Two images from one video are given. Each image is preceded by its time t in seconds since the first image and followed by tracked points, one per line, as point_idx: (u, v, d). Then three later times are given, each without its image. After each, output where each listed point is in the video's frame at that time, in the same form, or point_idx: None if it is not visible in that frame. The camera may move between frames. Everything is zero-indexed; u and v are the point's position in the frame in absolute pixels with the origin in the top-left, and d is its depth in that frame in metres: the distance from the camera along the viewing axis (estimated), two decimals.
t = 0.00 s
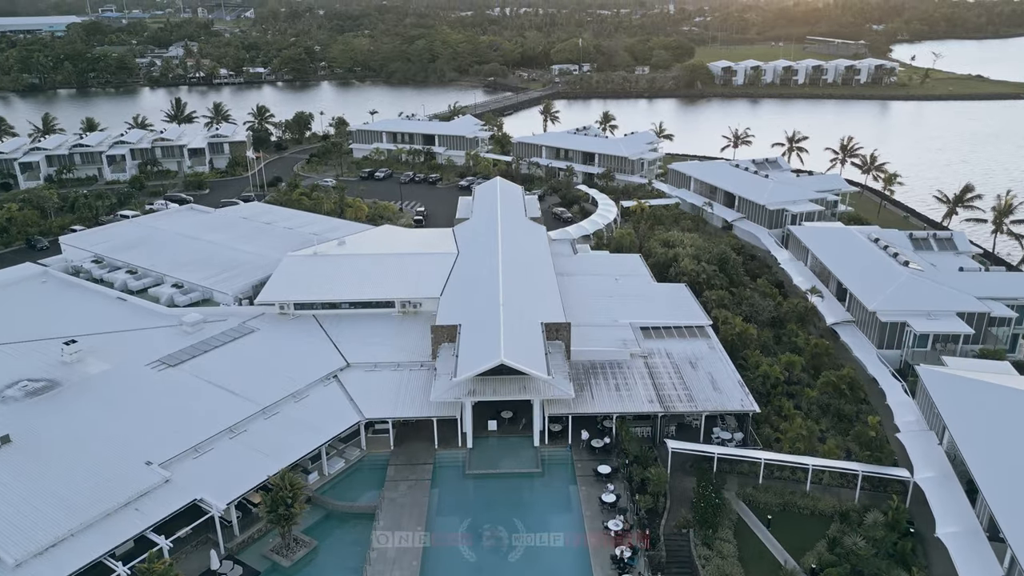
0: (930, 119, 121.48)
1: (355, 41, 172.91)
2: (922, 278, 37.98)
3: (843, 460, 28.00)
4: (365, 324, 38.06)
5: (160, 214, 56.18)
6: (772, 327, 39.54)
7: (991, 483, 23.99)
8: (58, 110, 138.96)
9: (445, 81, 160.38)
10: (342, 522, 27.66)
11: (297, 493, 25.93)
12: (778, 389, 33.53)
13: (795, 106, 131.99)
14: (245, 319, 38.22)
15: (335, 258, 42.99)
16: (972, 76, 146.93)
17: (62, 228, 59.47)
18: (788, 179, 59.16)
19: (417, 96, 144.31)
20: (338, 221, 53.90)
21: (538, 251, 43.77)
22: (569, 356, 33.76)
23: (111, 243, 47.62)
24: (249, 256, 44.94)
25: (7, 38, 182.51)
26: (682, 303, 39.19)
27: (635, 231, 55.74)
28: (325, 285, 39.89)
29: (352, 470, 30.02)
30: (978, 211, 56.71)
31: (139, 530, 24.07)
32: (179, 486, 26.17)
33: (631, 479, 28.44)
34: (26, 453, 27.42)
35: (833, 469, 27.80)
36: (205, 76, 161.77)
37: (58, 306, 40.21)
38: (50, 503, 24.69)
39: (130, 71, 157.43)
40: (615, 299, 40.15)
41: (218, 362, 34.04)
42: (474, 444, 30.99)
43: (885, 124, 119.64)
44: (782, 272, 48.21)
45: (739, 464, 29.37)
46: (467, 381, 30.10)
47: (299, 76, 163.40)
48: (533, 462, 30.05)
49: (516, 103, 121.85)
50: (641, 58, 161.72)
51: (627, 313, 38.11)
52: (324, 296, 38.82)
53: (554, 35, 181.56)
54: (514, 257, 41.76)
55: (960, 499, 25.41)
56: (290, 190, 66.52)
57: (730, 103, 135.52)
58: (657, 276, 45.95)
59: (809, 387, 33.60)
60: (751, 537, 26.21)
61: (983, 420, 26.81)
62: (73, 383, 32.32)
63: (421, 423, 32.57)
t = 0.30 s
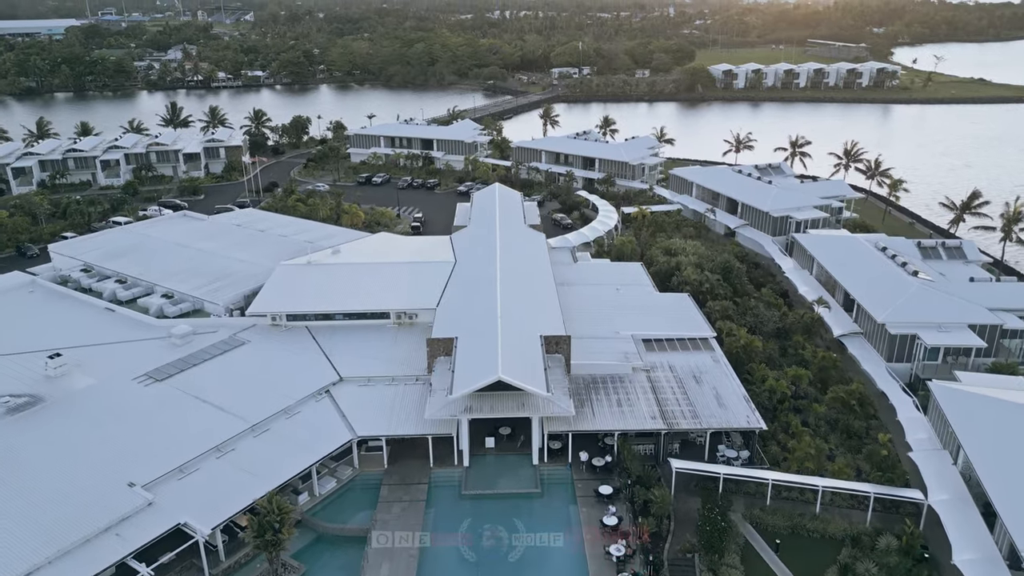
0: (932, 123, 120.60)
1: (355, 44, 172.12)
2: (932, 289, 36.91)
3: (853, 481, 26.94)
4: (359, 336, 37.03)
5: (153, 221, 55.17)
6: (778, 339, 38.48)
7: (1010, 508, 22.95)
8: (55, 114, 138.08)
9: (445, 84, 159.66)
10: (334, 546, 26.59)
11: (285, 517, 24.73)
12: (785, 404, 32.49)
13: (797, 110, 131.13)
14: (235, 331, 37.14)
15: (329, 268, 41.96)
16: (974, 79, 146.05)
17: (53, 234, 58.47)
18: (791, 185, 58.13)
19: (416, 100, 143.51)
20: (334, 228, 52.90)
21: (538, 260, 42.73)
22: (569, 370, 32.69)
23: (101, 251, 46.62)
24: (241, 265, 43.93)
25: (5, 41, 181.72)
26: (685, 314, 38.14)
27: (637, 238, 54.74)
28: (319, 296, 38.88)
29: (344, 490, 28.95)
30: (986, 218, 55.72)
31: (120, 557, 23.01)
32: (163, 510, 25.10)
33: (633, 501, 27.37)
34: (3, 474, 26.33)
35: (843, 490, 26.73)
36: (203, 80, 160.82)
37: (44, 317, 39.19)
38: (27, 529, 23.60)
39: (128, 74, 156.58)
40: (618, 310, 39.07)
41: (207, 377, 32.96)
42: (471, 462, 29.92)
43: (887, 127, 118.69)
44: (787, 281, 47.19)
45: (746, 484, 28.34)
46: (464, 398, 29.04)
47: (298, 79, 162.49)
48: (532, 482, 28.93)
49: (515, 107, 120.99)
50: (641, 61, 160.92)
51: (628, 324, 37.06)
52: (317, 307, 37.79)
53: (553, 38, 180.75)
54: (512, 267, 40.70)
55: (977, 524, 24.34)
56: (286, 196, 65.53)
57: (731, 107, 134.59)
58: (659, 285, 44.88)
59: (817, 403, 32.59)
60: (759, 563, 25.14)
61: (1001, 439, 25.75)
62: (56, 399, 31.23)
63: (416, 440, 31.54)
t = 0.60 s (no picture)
0: (935, 127, 119.60)
1: (353, 48, 171.24)
2: (944, 301, 35.72)
3: (866, 506, 25.79)
4: (352, 349, 35.83)
5: (144, 228, 54.04)
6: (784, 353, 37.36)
7: None
8: (52, 118, 137.11)
9: (444, 88, 158.86)
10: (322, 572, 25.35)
11: (271, 546, 23.78)
12: (792, 422, 31.39)
13: (798, 114, 130.19)
14: (224, 345, 35.99)
15: (323, 278, 40.82)
16: (977, 83, 145.06)
17: (42, 242, 57.36)
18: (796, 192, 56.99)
19: (415, 103, 142.62)
20: (329, 236, 51.86)
21: (537, 270, 41.59)
22: (569, 387, 31.51)
23: (90, 261, 45.49)
24: (233, 275, 42.79)
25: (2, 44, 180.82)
26: (688, 327, 36.97)
27: (638, 246, 53.65)
28: (311, 308, 37.72)
29: (335, 513, 27.81)
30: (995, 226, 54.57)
31: None
32: (144, 537, 23.90)
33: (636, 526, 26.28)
34: None
35: (855, 516, 25.57)
36: (201, 84, 159.97)
37: (29, 329, 38.06)
38: None
39: (126, 78, 155.81)
40: (619, 322, 37.92)
41: (194, 394, 31.82)
42: (467, 484, 28.78)
43: (890, 131, 117.74)
44: (792, 291, 46.04)
45: (754, 507, 27.23)
46: (459, 418, 27.90)
47: (296, 83, 161.68)
48: (531, 506, 27.74)
49: (515, 111, 120.00)
50: (642, 65, 160.04)
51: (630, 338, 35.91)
52: (309, 320, 36.64)
53: (553, 41, 179.92)
54: (510, 278, 39.57)
55: (998, 553, 23.17)
56: (281, 202, 64.45)
57: (732, 111, 133.64)
58: (662, 296, 43.74)
59: (826, 420, 31.46)
60: None
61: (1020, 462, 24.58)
62: (37, 418, 30.07)
63: (410, 460, 30.38)
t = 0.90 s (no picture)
0: (937, 131, 118.60)
1: (352, 51, 170.37)
2: (956, 314, 34.63)
3: (880, 533, 24.64)
4: (345, 364, 34.69)
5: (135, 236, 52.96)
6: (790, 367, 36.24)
7: None
8: (48, 121, 136.16)
9: (443, 92, 158.10)
10: None
11: None
12: (801, 440, 30.26)
13: (800, 118, 129.26)
14: (212, 360, 34.85)
15: (316, 289, 39.72)
16: (979, 87, 144.14)
17: (32, 250, 56.27)
18: (800, 198, 55.91)
19: (414, 108, 141.70)
20: (324, 244, 50.82)
21: (536, 281, 40.50)
22: (569, 404, 30.40)
23: (78, 270, 44.41)
24: (224, 286, 41.69)
25: None
26: (691, 339, 35.85)
27: (639, 254, 52.60)
28: (303, 320, 36.60)
29: (324, 537, 26.71)
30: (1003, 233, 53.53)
31: None
32: (123, 566, 22.73)
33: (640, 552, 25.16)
34: None
35: (868, 543, 24.43)
36: (199, 87, 159.27)
37: (12, 342, 36.94)
38: None
39: (123, 81, 154.90)
40: (620, 334, 36.80)
41: (180, 411, 30.71)
42: (463, 507, 27.63)
43: (892, 136, 116.75)
44: (798, 301, 44.95)
45: (761, 532, 26.12)
46: (454, 439, 26.80)
47: (294, 86, 160.74)
48: (529, 529, 26.63)
49: (515, 115, 119.07)
50: (642, 68, 159.23)
51: (631, 351, 34.80)
52: (300, 333, 35.53)
53: (553, 45, 179.01)
54: (509, 288, 38.50)
55: None
56: (276, 209, 63.36)
57: (733, 115, 132.68)
58: (664, 307, 42.60)
59: (835, 438, 30.38)
60: None
61: None
62: (16, 436, 28.89)
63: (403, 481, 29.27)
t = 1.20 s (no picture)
0: (940, 135, 117.63)
1: (351, 54, 169.53)
2: (969, 327, 33.48)
3: (895, 562, 23.51)
4: (337, 378, 33.51)
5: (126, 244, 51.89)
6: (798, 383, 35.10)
7: None
8: (44, 126, 135.17)
9: (442, 95, 157.27)
10: None
11: None
12: (810, 460, 29.17)
13: (801, 122, 128.29)
14: (200, 374, 33.69)
15: (309, 300, 38.58)
16: (982, 90, 143.19)
17: (21, 258, 55.19)
18: (805, 205, 54.77)
19: (413, 112, 140.79)
20: (319, 252, 49.76)
21: (536, 293, 39.38)
22: (569, 422, 29.28)
23: (66, 280, 43.33)
24: (215, 296, 40.57)
25: None
26: (695, 353, 34.71)
27: (641, 262, 51.53)
28: (295, 333, 35.39)
29: (314, 563, 25.58)
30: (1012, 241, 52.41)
31: None
32: None
33: None
34: None
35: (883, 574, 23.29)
36: (197, 91, 158.50)
37: None
38: None
39: (120, 85, 154.12)
40: (623, 348, 35.64)
41: (165, 430, 29.55)
42: (458, 531, 26.52)
43: (895, 140, 115.81)
44: (804, 312, 43.84)
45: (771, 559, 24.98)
46: (449, 461, 25.67)
47: (293, 90, 159.91)
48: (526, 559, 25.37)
49: (514, 119, 118.15)
50: (642, 72, 158.46)
51: (633, 365, 33.66)
52: (291, 347, 34.38)
53: (553, 48, 178.19)
54: (507, 302, 37.36)
55: None
56: (271, 215, 62.30)
57: (734, 119, 131.77)
58: (667, 318, 41.45)
59: (845, 458, 29.27)
60: None
61: None
62: None
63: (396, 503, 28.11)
